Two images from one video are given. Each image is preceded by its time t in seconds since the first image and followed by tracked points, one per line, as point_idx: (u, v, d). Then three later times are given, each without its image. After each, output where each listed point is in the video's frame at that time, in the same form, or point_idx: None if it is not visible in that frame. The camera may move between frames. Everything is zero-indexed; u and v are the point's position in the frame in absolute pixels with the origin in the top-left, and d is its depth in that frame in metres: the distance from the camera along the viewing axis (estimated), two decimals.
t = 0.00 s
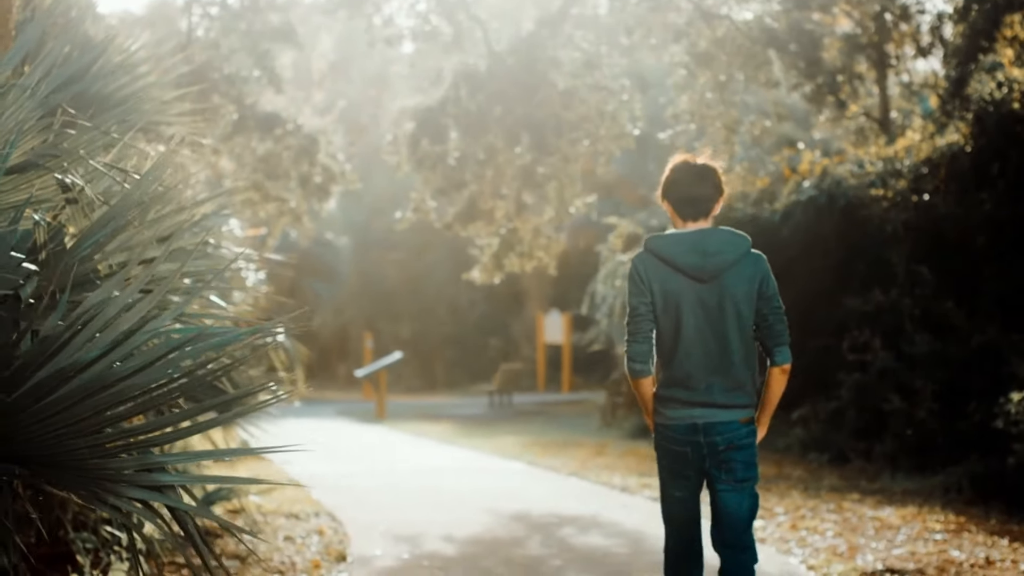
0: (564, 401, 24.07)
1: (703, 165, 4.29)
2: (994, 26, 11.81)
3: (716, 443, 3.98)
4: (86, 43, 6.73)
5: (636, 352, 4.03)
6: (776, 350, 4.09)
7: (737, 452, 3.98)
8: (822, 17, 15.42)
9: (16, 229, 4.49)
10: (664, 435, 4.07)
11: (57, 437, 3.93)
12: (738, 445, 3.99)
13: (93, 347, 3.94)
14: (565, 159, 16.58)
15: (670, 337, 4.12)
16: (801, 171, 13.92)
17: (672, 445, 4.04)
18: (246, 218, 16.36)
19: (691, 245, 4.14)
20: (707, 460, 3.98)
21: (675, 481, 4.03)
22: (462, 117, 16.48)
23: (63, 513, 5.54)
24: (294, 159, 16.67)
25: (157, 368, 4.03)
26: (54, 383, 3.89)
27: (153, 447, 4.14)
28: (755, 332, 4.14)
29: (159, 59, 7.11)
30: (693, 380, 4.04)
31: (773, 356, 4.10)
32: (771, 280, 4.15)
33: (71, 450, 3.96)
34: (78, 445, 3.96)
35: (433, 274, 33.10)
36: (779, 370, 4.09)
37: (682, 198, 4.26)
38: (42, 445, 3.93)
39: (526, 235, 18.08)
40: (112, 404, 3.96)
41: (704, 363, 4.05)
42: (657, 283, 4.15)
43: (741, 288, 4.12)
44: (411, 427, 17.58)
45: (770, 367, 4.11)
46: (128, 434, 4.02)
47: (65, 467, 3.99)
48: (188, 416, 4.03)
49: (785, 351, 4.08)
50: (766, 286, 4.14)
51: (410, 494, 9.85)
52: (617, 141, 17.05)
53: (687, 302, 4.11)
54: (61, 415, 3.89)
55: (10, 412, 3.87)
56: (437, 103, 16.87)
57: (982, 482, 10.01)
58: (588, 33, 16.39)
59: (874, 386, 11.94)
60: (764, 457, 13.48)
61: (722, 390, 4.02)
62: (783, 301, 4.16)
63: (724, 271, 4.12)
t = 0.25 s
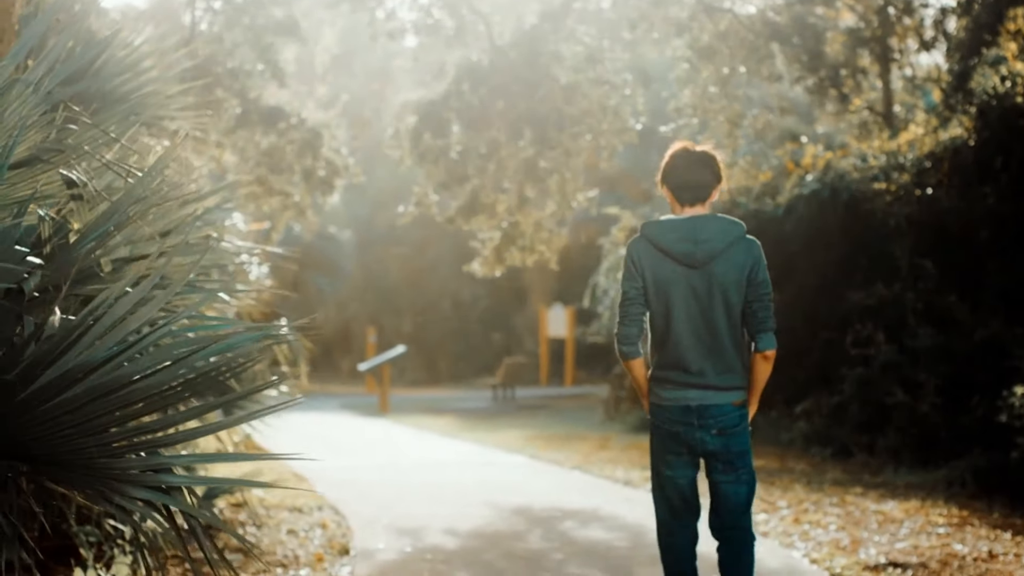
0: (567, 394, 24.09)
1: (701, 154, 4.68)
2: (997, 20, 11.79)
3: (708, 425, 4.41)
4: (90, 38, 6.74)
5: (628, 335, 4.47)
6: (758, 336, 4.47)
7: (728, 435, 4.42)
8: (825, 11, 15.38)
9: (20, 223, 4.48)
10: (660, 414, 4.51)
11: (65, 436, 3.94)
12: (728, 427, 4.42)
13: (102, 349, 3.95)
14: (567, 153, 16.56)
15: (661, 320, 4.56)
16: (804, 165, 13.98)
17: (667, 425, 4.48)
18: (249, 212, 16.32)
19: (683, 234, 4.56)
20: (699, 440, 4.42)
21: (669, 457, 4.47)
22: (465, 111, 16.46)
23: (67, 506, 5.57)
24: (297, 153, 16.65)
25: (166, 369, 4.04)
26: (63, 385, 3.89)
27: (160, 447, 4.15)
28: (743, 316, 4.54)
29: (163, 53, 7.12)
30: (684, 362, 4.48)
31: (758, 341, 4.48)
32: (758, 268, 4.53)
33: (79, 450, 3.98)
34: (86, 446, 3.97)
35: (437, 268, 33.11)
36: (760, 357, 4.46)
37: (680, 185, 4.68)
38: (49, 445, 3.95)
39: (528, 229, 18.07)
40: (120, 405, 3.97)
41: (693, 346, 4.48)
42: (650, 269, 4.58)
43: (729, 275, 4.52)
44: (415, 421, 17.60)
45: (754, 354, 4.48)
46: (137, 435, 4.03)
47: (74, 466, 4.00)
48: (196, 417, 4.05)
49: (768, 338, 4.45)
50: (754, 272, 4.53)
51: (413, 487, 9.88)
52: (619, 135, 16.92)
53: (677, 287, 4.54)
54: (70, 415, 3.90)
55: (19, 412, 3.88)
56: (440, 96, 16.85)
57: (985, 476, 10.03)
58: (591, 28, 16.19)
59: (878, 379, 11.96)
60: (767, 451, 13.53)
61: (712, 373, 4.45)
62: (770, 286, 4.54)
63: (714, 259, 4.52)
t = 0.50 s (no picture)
0: (570, 383, 24.11)
1: (705, 137, 4.83)
2: (1001, 7, 11.75)
3: (705, 403, 4.59)
4: (92, 27, 6.75)
5: (622, 310, 4.63)
6: (755, 317, 4.62)
7: (724, 412, 4.59)
8: None
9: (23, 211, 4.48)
10: (657, 392, 4.66)
11: (71, 424, 3.94)
12: (724, 404, 4.59)
13: (112, 335, 3.99)
14: (570, 142, 16.53)
15: (656, 299, 4.71)
16: (808, 154, 13.96)
17: (665, 403, 4.64)
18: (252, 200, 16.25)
19: (680, 216, 4.72)
20: (696, 417, 4.59)
21: (665, 434, 4.63)
22: (467, 99, 16.42)
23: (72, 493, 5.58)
24: (301, 141, 16.58)
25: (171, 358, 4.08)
26: (71, 370, 3.92)
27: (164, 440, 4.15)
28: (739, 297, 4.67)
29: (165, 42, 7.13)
30: (679, 340, 4.63)
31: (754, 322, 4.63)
32: (755, 250, 4.65)
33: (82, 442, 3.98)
34: (90, 436, 3.98)
35: (439, 257, 33.10)
36: (757, 338, 4.62)
37: (683, 166, 4.84)
38: (54, 437, 3.96)
39: (529, 217, 18.05)
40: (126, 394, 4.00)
41: (688, 324, 4.63)
42: (646, 249, 4.73)
43: (724, 256, 4.65)
44: (417, 410, 17.63)
45: (751, 334, 4.64)
46: (143, 425, 4.04)
47: (77, 457, 3.98)
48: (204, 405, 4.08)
49: (763, 319, 4.60)
50: (750, 255, 4.66)
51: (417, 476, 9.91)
52: (622, 124, 16.89)
53: (672, 266, 4.68)
54: (78, 400, 3.92)
55: (26, 398, 3.89)
56: (442, 84, 16.81)
57: (988, 464, 10.03)
58: (594, 16, 15.92)
59: (881, 367, 11.98)
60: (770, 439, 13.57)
61: (707, 352, 4.60)
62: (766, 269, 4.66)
63: (709, 240, 4.67)
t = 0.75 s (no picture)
0: (573, 373, 24.14)
1: (708, 135, 4.84)
2: None
3: (707, 393, 4.60)
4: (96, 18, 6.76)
5: (623, 303, 4.63)
6: (753, 313, 4.67)
7: (725, 402, 4.62)
8: None
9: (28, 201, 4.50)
10: (657, 383, 4.65)
11: (70, 409, 3.98)
12: (724, 395, 4.62)
13: (108, 321, 4.00)
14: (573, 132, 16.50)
15: (656, 293, 4.72)
16: (812, 145, 13.96)
17: (666, 394, 4.63)
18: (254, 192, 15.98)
19: (683, 212, 4.73)
20: (698, 408, 4.60)
21: (666, 426, 4.62)
22: (471, 90, 16.38)
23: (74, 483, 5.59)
24: (305, 132, 16.12)
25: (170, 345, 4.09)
26: (68, 357, 3.95)
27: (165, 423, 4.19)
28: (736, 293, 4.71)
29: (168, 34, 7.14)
30: (679, 334, 4.64)
31: (751, 318, 4.69)
32: (754, 248, 4.69)
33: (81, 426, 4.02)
34: (89, 420, 4.02)
35: (443, 250, 33.36)
36: (753, 333, 4.69)
37: (685, 163, 4.85)
38: (54, 419, 4.00)
39: (531, 208, 17.69)
40: (124, 379, 4.02)
41: (688, 318, 4.64)
42: (647, 243, 4.73)
43: (724, 253, 4.69)
44: (420, 400, 17.63)
45: (747, 330, 4.70)
46: (141, 409, 4.07)
47: (78, 441, 4.04)
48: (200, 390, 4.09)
49: (762, 315, 4.66)
50: (749, 252, 4.69)
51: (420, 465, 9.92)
52: (625, 115, 16.72)
53: (673, 261, 4.70)
54: (75, 387, 3.95)
55: (24, 385, 3.93)
56: (446, 75, 16.78)
57: (991, 454, 10.05)
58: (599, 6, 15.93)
59: (884, 357, 12.05)
60: (774, 429, 13.60)
61: (708, 344, 4.63)
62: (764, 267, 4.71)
63: (710, 237, 4.69)
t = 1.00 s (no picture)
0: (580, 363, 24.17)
1: (715, 145, 4.90)
2: None
3: (712, 396, 4.63)
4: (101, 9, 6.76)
5: (630, 305, 4.67)
6: (760, 317, 4.68)
7: (728, 406, 4.64)
8: None
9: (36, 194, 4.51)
10: (661, 384, 4.68)
11: (71, 395, 4.01)
12: (728, 399, 4.64)
13: (108, 308, 4.01)
14: (580, 123, 16.46)
15: (663, 296, 4.76)
16: (819, 135, 13.94)
17: (669, 395, 4.66)
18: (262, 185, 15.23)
19: (691, 218, 4.77)
20: (701, 410, 4.62)
21: (669, 428, 4.65)
22: (478, 80, 16.33)
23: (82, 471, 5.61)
24: (313, 122, 15.50)
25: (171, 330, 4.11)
26: (69, 343, 3.97)
27: (168, 405, 4.22)
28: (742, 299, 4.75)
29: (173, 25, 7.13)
30: (685, 337, 4.67)
31: (758, 322, 4.71)
32: (761, 255, 4.74)
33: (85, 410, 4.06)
34: (92, 404, 4.05)
35: (448, 242, 33.31)
36: (761, 337, 4.70)
37: (693, 172, 4.90)
38: (57, 405, 4.04)
39: (537, 198, 17.93)
40: (126, 364, 4.05)
41: (695, 322, 4.67)
42: (656, 248, 4.77)
43: (731, 259, 4.73)
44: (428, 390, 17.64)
45: (754, 334, 4.72)
46: (144, 394, 4.11)
47: (80, 424, 4.07)
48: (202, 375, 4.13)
49: (768, 320, 4.69)
50: (756, 260, 4.74)
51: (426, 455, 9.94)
52: (631, 105, 16.86)
53: (681, 265, 4.74)
54: (77, 373, 3.98)
55: (27, 371, 3.96)
56: (452, 66, 16.73)
57: (1000, 445, 10.06)
58: None
59: (891, 348, 11.99)
60: (781, 420, 13.62)
61: (713, 347, 4.65)
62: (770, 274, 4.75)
63: (718, 243, 4.74)
